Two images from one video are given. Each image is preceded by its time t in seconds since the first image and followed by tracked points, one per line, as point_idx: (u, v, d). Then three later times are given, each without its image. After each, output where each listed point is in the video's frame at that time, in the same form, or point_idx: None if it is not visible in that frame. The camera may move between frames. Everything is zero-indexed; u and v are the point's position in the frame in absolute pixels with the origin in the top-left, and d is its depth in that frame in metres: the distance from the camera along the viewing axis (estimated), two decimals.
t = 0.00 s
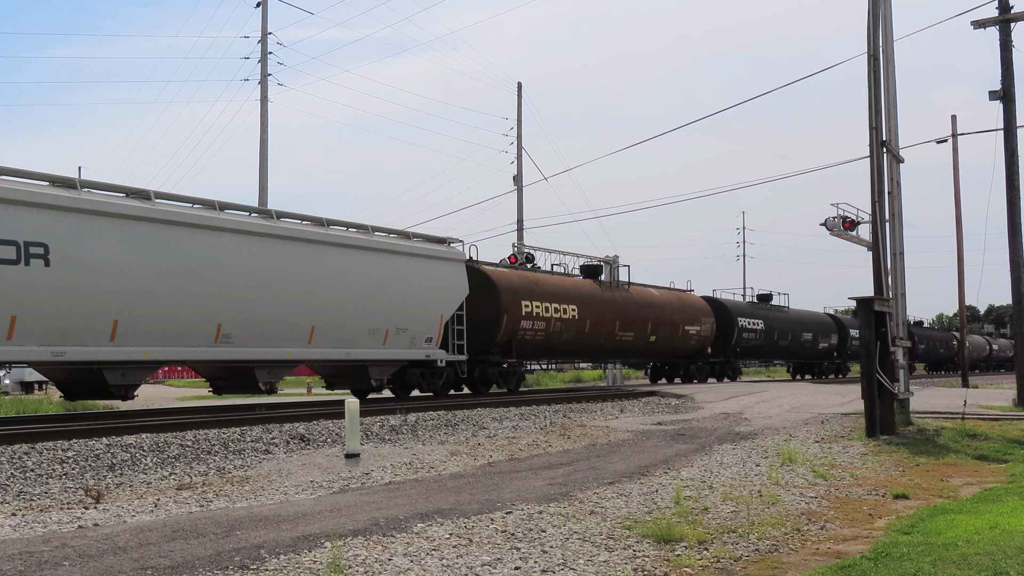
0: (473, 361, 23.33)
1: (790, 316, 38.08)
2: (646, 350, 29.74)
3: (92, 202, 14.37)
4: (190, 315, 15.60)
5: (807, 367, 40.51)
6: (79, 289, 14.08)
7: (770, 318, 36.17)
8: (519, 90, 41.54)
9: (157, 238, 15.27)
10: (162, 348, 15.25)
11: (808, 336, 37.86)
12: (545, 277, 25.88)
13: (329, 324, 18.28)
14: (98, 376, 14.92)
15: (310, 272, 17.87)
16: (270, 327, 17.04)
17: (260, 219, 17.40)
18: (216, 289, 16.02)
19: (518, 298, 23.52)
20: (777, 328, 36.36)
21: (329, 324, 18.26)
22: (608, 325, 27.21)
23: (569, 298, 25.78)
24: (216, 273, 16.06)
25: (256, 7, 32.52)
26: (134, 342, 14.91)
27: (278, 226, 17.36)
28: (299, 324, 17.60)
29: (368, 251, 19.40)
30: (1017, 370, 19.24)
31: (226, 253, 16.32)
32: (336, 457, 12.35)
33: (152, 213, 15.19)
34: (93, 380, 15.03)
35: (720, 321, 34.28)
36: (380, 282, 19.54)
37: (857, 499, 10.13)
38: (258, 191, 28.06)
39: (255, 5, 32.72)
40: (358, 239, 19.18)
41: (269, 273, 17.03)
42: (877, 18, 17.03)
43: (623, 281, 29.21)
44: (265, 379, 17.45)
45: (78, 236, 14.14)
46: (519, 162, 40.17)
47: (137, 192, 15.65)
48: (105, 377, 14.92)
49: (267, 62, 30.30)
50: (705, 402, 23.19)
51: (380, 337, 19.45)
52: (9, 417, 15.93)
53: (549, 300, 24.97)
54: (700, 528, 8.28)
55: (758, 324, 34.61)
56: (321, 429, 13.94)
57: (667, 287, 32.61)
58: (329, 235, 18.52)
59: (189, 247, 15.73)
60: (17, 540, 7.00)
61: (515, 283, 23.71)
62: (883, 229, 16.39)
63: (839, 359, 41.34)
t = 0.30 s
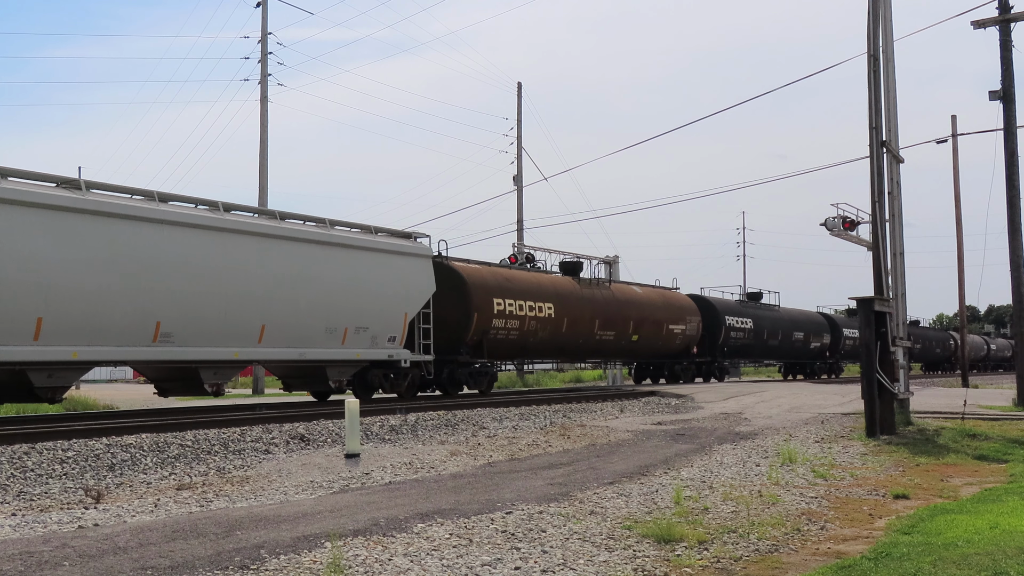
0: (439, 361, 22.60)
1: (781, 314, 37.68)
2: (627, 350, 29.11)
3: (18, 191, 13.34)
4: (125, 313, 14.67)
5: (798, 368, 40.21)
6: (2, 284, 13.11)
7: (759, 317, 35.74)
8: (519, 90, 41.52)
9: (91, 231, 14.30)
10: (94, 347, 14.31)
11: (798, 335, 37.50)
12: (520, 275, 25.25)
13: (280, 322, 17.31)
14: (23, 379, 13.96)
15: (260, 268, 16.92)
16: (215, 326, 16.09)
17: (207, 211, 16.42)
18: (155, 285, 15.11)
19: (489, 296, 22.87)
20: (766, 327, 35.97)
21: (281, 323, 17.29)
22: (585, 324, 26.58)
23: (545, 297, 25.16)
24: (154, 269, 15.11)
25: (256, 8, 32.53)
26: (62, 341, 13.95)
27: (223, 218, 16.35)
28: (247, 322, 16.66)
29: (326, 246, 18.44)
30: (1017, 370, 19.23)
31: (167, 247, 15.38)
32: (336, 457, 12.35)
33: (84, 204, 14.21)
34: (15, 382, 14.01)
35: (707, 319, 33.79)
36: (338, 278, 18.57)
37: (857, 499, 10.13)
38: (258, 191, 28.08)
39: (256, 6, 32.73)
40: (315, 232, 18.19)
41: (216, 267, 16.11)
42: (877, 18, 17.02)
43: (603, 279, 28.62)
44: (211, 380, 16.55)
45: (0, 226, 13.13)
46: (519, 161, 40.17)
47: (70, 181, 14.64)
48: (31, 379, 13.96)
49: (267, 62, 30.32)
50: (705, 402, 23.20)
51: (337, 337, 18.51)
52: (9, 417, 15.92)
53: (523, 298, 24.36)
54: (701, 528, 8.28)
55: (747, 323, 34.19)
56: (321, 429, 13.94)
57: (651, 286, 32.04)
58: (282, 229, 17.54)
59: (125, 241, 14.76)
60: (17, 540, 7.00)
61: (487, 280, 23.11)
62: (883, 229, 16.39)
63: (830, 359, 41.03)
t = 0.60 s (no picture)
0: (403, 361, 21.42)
1: (770, 314, 37.03)
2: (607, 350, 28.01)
3: None
4: (48, 309, 13.60)
5: (789, 368, 39.76)
6: None
7: (747, 315, 35.03)
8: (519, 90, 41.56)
9: (9, 222, 13.16)
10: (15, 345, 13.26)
11: (789, 335, 36.93)
12: (492, 271, 24.10)
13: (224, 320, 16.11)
14: None
15: (202, 262, 15.75)
16: (149, 324, 14.96)
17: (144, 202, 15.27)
18: (82, 280, 14.02)
19: (457, 294, 21.71)
20: (755, 326, 35.32)
21: (225, 322, 16.11)
22: (562, 323, 25.43)
23: (519, 294, 24.01)
24: (80, 263, 14.00)
25: (256, 8, 32.65)
26: None
27: (161, 210, 15.24)
28: (188, 320, 15.53)
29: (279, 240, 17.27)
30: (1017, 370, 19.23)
31: (96, 240, 14.27)
32: (336, 457, 12.35)
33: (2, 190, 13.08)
34: None
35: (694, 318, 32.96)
36: (291, 275, 17.37)
37: (857, 499, 10.13)
38: (258, 191, 28.10)
39: (256, 7, 32.87)
40: (267, 225, 17.05)
41: (153, 262, 15.01)
42: (877, 18, 17.02)
43: (583, 276, 27.52)
44: (151, 383, 15.62)
45: None
46: (519, 161, 40.18)
47: None
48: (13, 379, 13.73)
49: (267, 62, 30.34)
50: (705, 402, 23.21)
51: (289, 336, 17.32)
52: (10, 417, 15.93)
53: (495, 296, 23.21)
54: (700, 528, 8.28)
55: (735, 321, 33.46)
56: (321, 429, 13.94)
57: (635, 283, 30.95)
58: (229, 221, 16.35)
59: (49, 232, 13.66)
60: (17, 540, 7.00)
61: (456, 277, 21.97)
62: (883, 229, 16.39)
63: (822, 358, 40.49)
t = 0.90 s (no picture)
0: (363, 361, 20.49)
1: (760, 313, 36.31)
2: (585, 350, 27.08)
3: None
4: None
5: (781, 368, 39.12)
6: None
7: (735, 314, 34.50)
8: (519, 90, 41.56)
9: None
10: None
11: (777, 335, 36.26)
12: (462, 268, 23.18)
13: (160, 318, 15.13)
14: None
15: (136, 257, 14.81)
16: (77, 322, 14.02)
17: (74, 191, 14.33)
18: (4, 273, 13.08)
19: (421, 291, 20.80)
20: (743, 325, 34.79)
21: (162, 320, 15.17)
22: (535, 322, 24.50)
23: (489, 292, 23.11)
24: None
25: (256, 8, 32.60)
26: None
27: (91, 200, 14.29)
28: (122, 317, 14.58)
29: (224, 232, 16.30)
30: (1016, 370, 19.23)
31: (18, 229, 13.31)
32: (336, 457, 12.35)
33: None
34: None
35: (680, 317, 32.25)
36: (238, 269, 16.40)
37: (858, 499, 10.14)
38: (258, 190, 28.09)
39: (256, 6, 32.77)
40: (213, 217, 16.09)
41: (82, 255, 14.07)
42: (877, 18, 17.02)
43: (559, 274, 26.67)
44: (80, 384, 14.64)
45: None
46: (519, 161, 40.17)
47: None
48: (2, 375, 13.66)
49: (267, 62, 30.33)
50: (706, 402, 23.21)
51: (235, 335, 16.36)
52: (10, 417, 15.93)
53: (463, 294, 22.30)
54: (700, 528, 8.28)
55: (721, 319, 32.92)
56: (321, 429, 13.95)
57: (616, 282, 30.12)
58: (167, 213, 15.40)
59: None
60: (17, 540, 7.00)
61: (422, 273, 21.08)
62: (883, 229, 16.39)
63: (814, 359, 39.93)
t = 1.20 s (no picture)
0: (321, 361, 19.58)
1: (748, 311, 35.66)
2: (561, 350, 26.25)
3: None
4: None
5: (770, 368, 38.78)
6: None
7: (722, 313, 33.88)
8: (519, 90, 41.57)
9: None
10: None
11: (766, 334, 35.68)
12: (430, 264, 22.23)
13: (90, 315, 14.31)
14: None
15: (66, 249, 14.01)
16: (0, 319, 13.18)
17: None
18: None
19: (384, 288, 19.90)
20: (731, 324, 34.19)
21: (95, 316, 14.39)
22: (507, 321, 23.61)
23: (458, 289, 22.18)
24: None
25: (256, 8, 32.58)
26: None
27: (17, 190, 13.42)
28: (49, 315, 13.79)
29: (162, 225, 15.48)
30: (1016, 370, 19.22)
31: None
32: (336, 457, 12.35)
33: None
34: None
35: (664, 316, 31.64)
36: (179, 263, 15.61)
37: (858, 499, 10.13)
38: (258, 190, 28.08)
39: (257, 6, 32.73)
40: (150, 210, 15.30)
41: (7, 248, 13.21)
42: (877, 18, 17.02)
43: (535, 271, 25.79)
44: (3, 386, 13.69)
45: None
46: (519, 161, 40.18)
47: None
48: None
49: (267, 62, 30.33)
50: (706, 402, 23.20)
51: (175, 333, 15.58)
52: (10, 417, 15.92)
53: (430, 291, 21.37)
54: (700, 528, 8.28)
55: (709, 318, 32.28)
56: (321, 429, 13.94)
57: (595, 279, 29.30)
58: (99, 204, 14.57)
59: None
60: (17, 540, 7.00)
61: (387, 270, 20.18)
62: (883, 229, 16.39)
63: (805, 359, 39.53)
